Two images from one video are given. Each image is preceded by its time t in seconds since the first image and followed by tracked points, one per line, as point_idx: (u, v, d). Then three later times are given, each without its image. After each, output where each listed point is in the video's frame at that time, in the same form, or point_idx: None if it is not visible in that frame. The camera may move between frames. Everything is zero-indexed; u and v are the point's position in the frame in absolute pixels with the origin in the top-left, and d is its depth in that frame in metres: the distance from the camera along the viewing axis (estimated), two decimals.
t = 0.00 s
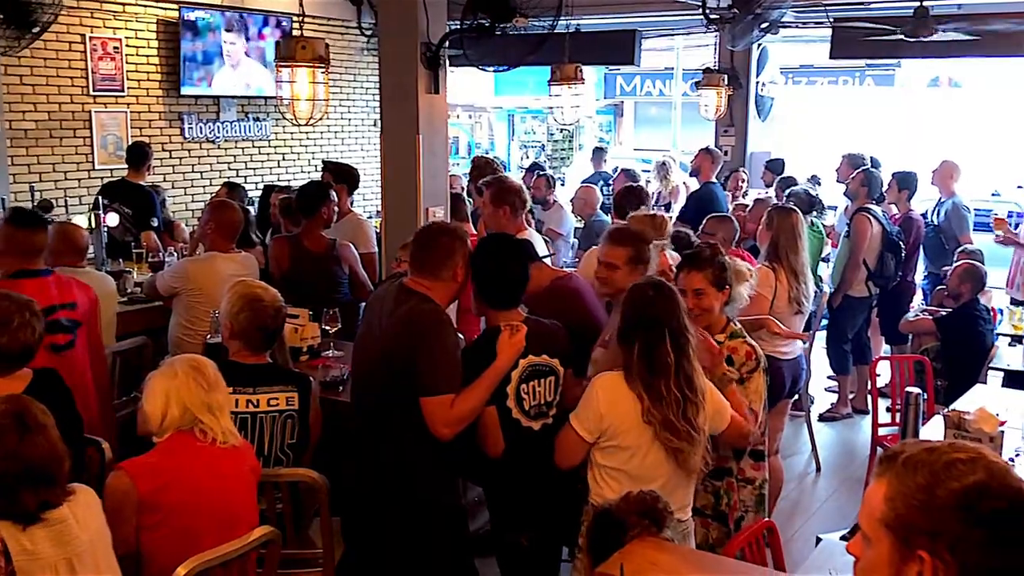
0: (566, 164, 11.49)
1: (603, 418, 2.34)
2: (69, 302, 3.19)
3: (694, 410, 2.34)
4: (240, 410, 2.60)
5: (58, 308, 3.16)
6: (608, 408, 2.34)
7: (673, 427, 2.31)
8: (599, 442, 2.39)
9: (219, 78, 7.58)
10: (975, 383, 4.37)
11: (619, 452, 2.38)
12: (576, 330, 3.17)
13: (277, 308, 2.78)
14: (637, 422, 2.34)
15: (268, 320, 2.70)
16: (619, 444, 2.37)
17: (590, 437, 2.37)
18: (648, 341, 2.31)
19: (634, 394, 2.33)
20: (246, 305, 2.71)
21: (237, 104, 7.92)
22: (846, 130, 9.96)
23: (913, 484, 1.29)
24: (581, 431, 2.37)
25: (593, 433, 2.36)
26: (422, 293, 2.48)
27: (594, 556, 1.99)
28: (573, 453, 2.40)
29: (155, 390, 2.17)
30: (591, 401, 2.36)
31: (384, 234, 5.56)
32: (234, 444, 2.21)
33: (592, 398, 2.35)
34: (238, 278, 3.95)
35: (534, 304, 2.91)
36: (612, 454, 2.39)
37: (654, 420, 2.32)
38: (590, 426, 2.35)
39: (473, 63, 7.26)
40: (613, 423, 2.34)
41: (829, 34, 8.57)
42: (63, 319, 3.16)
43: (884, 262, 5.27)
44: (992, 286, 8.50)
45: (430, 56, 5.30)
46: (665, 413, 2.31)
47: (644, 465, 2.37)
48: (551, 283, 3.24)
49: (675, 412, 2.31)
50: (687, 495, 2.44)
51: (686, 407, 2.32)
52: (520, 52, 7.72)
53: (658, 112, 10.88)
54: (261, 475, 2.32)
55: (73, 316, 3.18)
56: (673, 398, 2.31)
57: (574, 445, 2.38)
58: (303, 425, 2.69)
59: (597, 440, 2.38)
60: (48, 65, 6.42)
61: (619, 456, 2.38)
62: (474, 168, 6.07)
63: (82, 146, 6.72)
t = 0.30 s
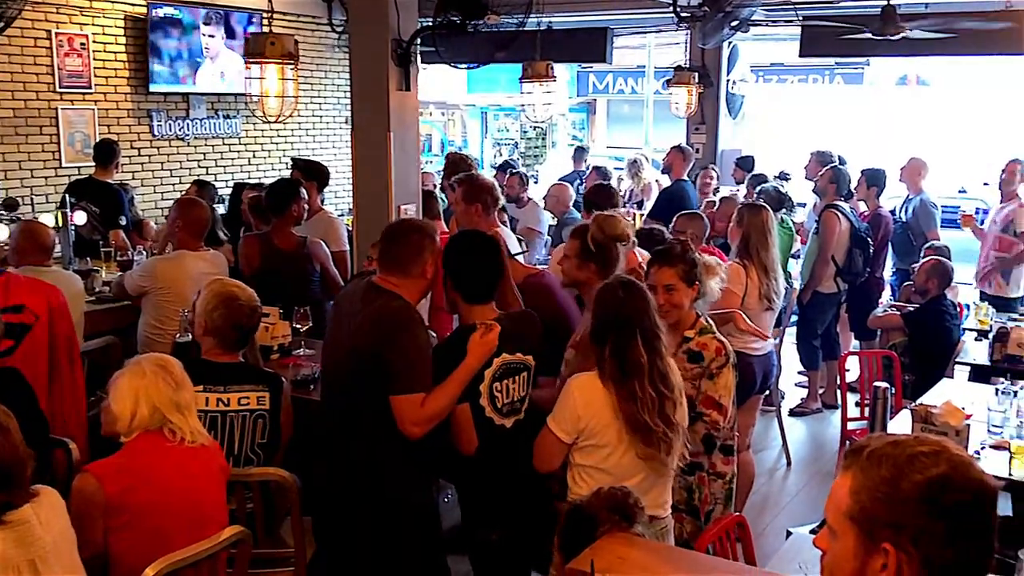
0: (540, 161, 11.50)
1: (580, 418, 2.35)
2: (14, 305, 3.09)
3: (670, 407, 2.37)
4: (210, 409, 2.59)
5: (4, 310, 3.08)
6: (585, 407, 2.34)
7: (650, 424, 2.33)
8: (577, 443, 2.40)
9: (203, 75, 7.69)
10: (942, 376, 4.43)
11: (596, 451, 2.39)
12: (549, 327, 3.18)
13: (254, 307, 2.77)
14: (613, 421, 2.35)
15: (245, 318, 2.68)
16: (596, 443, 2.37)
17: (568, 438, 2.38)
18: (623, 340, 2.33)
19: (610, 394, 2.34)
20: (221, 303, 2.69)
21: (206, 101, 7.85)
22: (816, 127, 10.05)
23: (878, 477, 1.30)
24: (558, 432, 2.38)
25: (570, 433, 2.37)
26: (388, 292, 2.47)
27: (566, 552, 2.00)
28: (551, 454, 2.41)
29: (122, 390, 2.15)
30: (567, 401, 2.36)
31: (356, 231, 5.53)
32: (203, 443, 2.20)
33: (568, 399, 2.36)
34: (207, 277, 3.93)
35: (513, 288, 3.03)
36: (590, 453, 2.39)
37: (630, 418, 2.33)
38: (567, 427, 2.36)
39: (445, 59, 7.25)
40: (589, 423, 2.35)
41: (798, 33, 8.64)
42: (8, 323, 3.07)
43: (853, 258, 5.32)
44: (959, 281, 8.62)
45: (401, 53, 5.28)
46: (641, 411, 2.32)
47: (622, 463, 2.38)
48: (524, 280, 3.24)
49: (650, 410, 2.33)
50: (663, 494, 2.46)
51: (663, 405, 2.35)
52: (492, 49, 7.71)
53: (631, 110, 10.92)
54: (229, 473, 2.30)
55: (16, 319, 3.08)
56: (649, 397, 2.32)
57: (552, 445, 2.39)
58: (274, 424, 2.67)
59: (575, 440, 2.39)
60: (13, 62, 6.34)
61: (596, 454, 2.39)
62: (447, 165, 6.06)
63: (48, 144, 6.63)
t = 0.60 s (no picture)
0: (514, 158, 11.50)
1: (559, 415, 2.35)
2: None
3: (647, 403, 2.39)
4: (178, 407, 2.57)
5: None
6: (564, 403, 2.34)
7: (626, 420, 2.34)
8: (556, 441, 2.39)
9: (178, 71, 7.64)
10: (911, 371, 4.47)
11: (574, 448, 2.38)
12: (522, 325, 3.17)
13: (228, 306, 2.76)
14: (591, 418, 2.35)
15: (217, 316, 2.68)
16: (576, 440, 2.37)
17: (546, 435, 2.37)
18: (600, 338, 2.33)
19: (588, 391, 2.35)
20: (194, 301, 2.69)
21: (176, 97, 7.77)
22: (788, 124, 10.12)
23: (841, 473, 1.31)
24: (537, 430, 2.37)
25: (549, 430, 2.36)
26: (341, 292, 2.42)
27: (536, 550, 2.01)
28: (528, 452, 2.40)
29: (75, 396, 2.13)
30: (545, 398, 2.36)
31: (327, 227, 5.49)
32: (165, 440, 2.19)
33: (546, 396, 2.36)
34: (176, 275, 3.89)
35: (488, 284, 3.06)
36: (568, 450, 2.39)
37: (607, 416, 2.34)
38: (547, 424, 2.36)
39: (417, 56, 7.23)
40: (569, 420, 2.35)
41: (769, 31, 8.70)
42: None
43: (823, 254, 5.36)
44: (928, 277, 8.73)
45: (372, 50, 5.25)
46: (617, 408, 2.33)
47: (599, 461, 2.38)
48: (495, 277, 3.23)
49: (627, 408, 2.34)
50: (635, 492, 2.47)
51: (638, 402, 2.37)
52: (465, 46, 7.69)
53: (604, 107, 10.95)
54: (195, 473, 2.28)
55: None
56: (625, 395, 2.34)
57: (528, 443, 2.38)
58: (244, 424, 2.64)
59: (553, 437, 2.38)
60: None
61: (572, 452, 2.39)
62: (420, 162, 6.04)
63: (14, 141, 6.54)
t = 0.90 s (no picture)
0: (488, 156, 11.48)
1: (536, 414, 2.35)
2: None
3: (624, 404, 2.40)
4: (148, 404, 2.56)
5: None
6: (542, 402, 2.34)
7: (604, 422, 2.35)
8: (531, 438, 2.39)
9: (148, 67, 7.57)
10: (881, 366, 4.50)
11: (547, 446, 2.39)
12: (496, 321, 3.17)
13: (202, 304, 2.73)
14: (568, 417, 2.36)
15: (189, 315, 2.65)
16: (552, 439, 2.38)
17: (521, 432, 2.37)
18: (587, 340, 2.32)
19: (568, 394, 2.35)
20: (166, 298, 2.67)
21: (146, 94, 7.69)
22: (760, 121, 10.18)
23: (810, 468, 1.32)
24: (512, 427, 2.36)
25: (525, 428, 2.36)
26: (294, 296, 2.38)
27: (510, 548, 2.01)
28: (503, 449, 2.39)
29: (30, 400, 2.10)
30: (524, 396, 2.36)
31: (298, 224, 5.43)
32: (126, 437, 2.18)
33: (524, 393, 2.36)
34: (144, 274, 3.85)
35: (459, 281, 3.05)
36: (543, 448, 2.39)
37: (584, 417, 2.35)
38: (523, 421, 2.36)
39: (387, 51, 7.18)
40: (546, 419, 2.35)
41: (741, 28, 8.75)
42: None
43: (794, 250, 5.41)
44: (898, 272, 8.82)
45: (342, 46, 5.22)
46: (596, 409, 2.34)
47: (572, 459, 2.39)
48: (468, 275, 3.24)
49: (605, 410, 2.35)
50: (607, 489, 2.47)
51: (617, 405, 2.38)
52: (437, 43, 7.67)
53: (577, 105, 10.97)
54: (160, 474, 2.26)
55: None
56: (605, 397, 2.35)
57: (502, 440, 2.38)
58: (214, 422, 2.62)
59: (529, 435, 2.38)
60: None
61: (546, 450, 2.39)
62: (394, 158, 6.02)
63: None
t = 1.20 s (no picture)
0: (463, 153, 11.46)
1: (518, 413, 2.34)
2: None
3: (602, 404, 2.41)
4: (122, 391, 2.55)
5: None
6: (522, 401, 2.33)
7: (585, 421, 2.36)
8: (512, 438, 2.37)
9: (117, 63, 7.49)
10: (854, 360, 4.54)
11: (525, 445, 2.37)
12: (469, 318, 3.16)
13: (177, 295, 2.67)
14: (549, 417, 2.36)
15: (164, 307, 2.60)
16: (533, 439, 2.37)
17: (503, 432, 2.35)
18: (565, 338, 2.32)
19: (547, 391, 2.35)
20: (141, 287, 2.63)
21: (115, 91, 7.61)
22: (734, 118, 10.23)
23: (777, 463, 1.32)
24: (494, 426, 2.34)
25: (507, 428, 2.35)
26: (267, 305, 2.34)
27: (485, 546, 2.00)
28: (482, 448, 2.37)
29: None
30: (504, 394, 2.34)
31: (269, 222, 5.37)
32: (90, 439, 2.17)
33: (504, 391, 2.34)
34: (114, 272, 3.80)
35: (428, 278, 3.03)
36: (524, 448, 2.38)
37: (564, 416, 2.35)
38: (505, 420, 2.34)
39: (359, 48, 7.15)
40: (528, 418, 2.34)
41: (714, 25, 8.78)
42: None
43: (767, 247, 5.44)
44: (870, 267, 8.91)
45: (313, 43, 5.18)
46: (577, 408, 2.35)
47: (551, 459, 2.38)
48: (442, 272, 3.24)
49: (586, 410, 2.36)
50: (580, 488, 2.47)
51: (596, 403, 2.39)
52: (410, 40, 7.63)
53: (552, 102, 10.97)
54: (126, 476, 2.24)
55: None
56: (585, 396, 2.36)
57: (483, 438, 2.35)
58: (189, 409, 2.64)
59: (510, 435, 2.36)
60: None
61: (526, 450, 2.38)
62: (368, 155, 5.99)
63: None
